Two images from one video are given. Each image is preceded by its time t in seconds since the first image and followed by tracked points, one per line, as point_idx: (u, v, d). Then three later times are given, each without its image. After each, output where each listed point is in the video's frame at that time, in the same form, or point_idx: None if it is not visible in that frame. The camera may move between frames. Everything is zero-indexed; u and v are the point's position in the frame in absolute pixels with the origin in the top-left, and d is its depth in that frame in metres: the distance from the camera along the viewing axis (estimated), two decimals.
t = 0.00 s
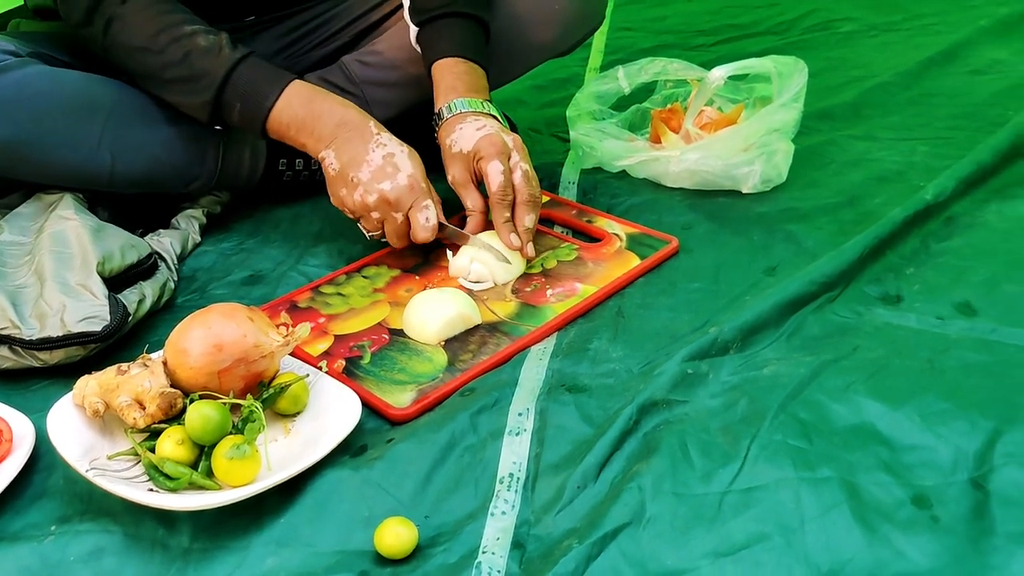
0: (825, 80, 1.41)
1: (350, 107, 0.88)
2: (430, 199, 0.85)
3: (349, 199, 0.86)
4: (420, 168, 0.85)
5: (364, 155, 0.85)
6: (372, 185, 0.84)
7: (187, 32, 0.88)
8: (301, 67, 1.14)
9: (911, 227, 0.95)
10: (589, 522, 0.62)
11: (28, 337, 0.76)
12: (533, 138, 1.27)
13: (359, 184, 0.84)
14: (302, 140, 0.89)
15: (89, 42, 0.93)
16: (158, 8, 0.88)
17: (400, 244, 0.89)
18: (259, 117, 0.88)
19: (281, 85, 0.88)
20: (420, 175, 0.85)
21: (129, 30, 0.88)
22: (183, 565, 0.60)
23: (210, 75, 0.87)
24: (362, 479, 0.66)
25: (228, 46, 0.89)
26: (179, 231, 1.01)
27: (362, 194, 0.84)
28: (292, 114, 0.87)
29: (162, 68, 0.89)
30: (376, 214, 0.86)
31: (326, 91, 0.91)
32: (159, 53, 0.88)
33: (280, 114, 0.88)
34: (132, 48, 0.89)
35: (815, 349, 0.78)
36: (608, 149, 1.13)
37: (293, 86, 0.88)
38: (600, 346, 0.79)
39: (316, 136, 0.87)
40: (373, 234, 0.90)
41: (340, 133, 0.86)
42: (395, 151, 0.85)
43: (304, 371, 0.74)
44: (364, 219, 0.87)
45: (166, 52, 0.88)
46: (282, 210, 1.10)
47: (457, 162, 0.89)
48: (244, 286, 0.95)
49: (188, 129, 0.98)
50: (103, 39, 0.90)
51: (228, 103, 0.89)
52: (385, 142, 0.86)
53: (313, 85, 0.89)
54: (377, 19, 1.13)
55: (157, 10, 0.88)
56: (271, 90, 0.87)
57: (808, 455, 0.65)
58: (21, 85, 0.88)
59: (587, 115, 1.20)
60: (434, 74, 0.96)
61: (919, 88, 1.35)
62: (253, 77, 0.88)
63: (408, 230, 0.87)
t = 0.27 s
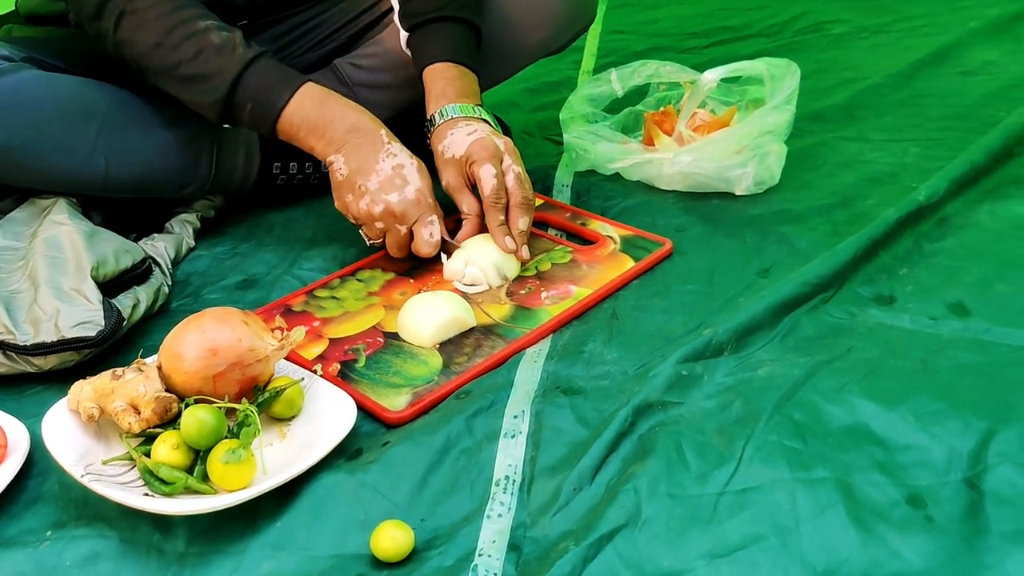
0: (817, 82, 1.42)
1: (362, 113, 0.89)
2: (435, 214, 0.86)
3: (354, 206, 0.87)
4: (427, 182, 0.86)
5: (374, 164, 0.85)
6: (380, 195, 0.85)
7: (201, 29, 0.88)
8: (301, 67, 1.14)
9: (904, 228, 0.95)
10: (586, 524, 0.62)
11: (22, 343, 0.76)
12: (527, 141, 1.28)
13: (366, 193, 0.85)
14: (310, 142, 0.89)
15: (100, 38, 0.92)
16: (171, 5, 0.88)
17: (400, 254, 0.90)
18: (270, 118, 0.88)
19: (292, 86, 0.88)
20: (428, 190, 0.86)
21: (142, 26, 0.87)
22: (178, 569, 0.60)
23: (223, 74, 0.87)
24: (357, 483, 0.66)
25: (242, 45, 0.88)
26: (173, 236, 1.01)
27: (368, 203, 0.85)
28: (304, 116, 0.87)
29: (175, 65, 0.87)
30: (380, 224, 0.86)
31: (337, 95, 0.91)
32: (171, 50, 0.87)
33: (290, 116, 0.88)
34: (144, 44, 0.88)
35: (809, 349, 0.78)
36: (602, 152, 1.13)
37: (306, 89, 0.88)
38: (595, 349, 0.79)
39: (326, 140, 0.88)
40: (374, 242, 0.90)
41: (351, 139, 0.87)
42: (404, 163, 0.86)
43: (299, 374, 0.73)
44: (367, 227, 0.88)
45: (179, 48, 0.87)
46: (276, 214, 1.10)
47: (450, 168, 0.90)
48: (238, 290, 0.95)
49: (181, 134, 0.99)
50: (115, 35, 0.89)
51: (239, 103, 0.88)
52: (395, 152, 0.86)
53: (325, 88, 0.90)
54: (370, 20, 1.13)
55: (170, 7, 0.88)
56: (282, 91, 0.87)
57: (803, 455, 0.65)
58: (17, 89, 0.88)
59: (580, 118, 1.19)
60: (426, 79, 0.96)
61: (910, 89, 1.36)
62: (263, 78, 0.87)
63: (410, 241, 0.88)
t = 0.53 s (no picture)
0: (811, 87, 1.42)
1: (338, 116, 0.90)
2: (408, 216, 0.87)
3: (328, 206, 0.87)
4: (401, 185, 0.87)
5: (349, 165, 0.86)
6: (354, 196, 0.86)
7: (181, 31, 0.88)
8: (292, 77, 1.14)
9: (899, 232, 0.96)
10: (582, 529, 0.62)
11: (18, 350, 0.76)
12: (522, 146, 1.28)
13: (340, 193, 0.86)
14: (286, 143, 0.89)
15: (80, 40, 0.92)
16: (151, 6, 0.89)
17: (372, 254, 0.91)
18: (246, 120, 0.88)
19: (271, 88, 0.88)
20: (402, 193, 0.87)
21: (122, 27, 0.87)
22: None
23: (202, 75, 0.87)
24: (354, 489, 0.66)
25: (221, 47, 0.89)
26: (169, 242, 1.01)
27: (342, 204, 0.86)
28: (281, 117, 0.88)
29: (155, 66, 0.88)
30: (354, 224, 0.87)
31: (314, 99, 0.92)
32: (152, 50, 0.88)
33: (267, 118, 0.88)
34: (125, 45, 0.88)
35: (805, 353, 0.78)
36: (597, 157, 1.14)
37: (284, 91, 0.89)
38: (591, 354, 0.80)
39: (302, 142, 0.88)
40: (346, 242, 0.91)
41: (327, 141, 0.88)
42: (379, 164, 0.87)
43: (295, 381, 0.73)
44: (340, 227, 0.89)
45: (159, 49, 0.88)
46: (272, 221, 1.10)
47: (448, 173, 0.90)
48: (234, 297, 0.95)
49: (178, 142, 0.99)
50: (94, 36, 0.89)
51: (217, 103, 0.89)
52: (370, 154, 0.87)
53: (302, 92, 0.90)
54: (366, 27, 1.14)
55: (151, 8, 0.88)
56: (260, 93, 0.88)
57: (799, 459, 0.65)
58: (13, 99, 0.87)
59: (575, 123, 1.20)
60: (422, 85, 0.96)
61: (904, 94, 1.37)
62: (242, 81, 0.88)
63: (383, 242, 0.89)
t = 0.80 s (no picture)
0: (809, 95, 1.43)
1: (276, 97, 0.89)
2: (352, 187, 0.85)
3: (274, 186, 0.87)
4: (343, 156, 0.86)
5: (288, 143, 0.86)
6: (296, 171, 0.85)
7: (118, 29, 0.91)
8: (288, 84, 1.14)
9: (898, 239, 0.96)
10: (581, 537, 0.62)
11: (16, 358, 0.76)
12: (520, 154, 1.28)
13: (282, 171, 0.85)
14: (228, 129, 0.89)
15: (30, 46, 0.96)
16: (89, 8, 0.92)
17: (327, 233, 0.88)
18: (185, 110, 0.90)
19: (206, 75, 0.90)
20: (344, 164, 0.86)
21: (63, 30, 0.92)
22: None
23: (139, 70, 0.90)
24: (353, 497, 0.65)
25: (156, 41, 0.92)
26: (168, 250, 1.01)
27: (286, 181, 0.85)
28: (219, 105, 0.89)
29: (96, 65, 0.92)
30: (301, 201, 0.86)
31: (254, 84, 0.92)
32: (93, 51, 0.91)
33: (206, 104, 0.89)
34: (67, 46, 0.92)
35: (804, 361, 0.78)
36: (596, 166, 1.13)
37: (222, 77, 0.90)
38: (590, 361, 0.80)
39: (241, 124, 0.88)
40: (301, 224, 0.89)
41: (266, 122, 0.87)
42: (319, 139, 0.86)
43: (295, 389, 0.73)
44: (290, 207, 0.88)
45: (98, 48, 0.91)
46: (271, 229, 1.10)
47: (447, 175, 0.90)
48: (233, 305, 0.95)
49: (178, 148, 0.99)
50: (39, 39, 0.93)
51: (157, 95, 0.91)
52: (310, 130, 0.87)
53: (242, 78, 0.91)
54: (361, 36, 1.14)
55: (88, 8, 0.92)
56: (195, 79, 0.89)
57: (798, 467, 0.65)
58: (10, 107, 0.88)
59: (573, 131, 1.20)
60: (423, 89, 0.96)
61: (902, 102, 1.37)
62: (179, 70, 0.90)
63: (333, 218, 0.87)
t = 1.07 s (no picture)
0: (811, 104, 1.43)
1: (322, 113, 0.88)
2: (399, 197, 0.84)
3: (322, 202, 0.86)
4: (390, 167, 0.85)
5: (334, 157, 0.84)
6: (342, 185, 0.84)
7: (164, 44, 0.89)
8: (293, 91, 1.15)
9: (900, 248, 0.96)
10: (585, 547, 0.61)
11: (20, 367, 0.76)
12: (523, 163, 1.28)
13: (330, 186, 0.84)
14: (274, 147, 0.88)
15: (71, 58, 0.94)
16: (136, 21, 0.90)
17: (377, 245, 0.87)
18: (231, 128, 0.88)
19: (253, 92, 0.88)
20: (391, 175, 0.85)
21: (107, 42, 0.89)
22: None
23: (184, 84, 0.88)
24: (356, 507, 0.65)
25: (203, 56, 0.89)
26: (171, 259, 1.01)
27: (333, 195, 0.84)
28: (265, 122, 0.87)
29: (138, 78, 0.89)
30: (349, 214, 0.85)
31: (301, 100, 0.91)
32: (136, 64, 0.89)
33: (252, 122, 0.87)
34: (110, 59, 0.90)
35: (808, 370, 0.78)
36: (598, 174, 1.14)
37: (267, 94, 0.89)
38: (594, 370, 0.79)
39: (288, 143, 0.87)
40: (351, 238, 0.89)
41: (313, 138, 0.86)
42: (364, 151, 0.85)
43: (298, 398, 0.73)
44: (340, 221, 0.87)
45: (142, 62, 0.89)
46: (274, 238, 1.11)
47: (453, 186, 0.90)
48: (236, 314, 0.95)
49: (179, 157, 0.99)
50: (83, 50, 0.91)
51: (203, 111, 0.89)
52: (355, 143, 0.86)
53: (286, 93, 0.89)
54: (365, 46, 1.15)
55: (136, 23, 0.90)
56: (242, 97, 0.87)
57: (803, 476, 0.65)
58: (14, 116, 0.88)
59: (576, 140, 1.20)
60: (425, 103, 0.96)
61: (904, 111, 1.37)
62: (225, 87, 0.88)
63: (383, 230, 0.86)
